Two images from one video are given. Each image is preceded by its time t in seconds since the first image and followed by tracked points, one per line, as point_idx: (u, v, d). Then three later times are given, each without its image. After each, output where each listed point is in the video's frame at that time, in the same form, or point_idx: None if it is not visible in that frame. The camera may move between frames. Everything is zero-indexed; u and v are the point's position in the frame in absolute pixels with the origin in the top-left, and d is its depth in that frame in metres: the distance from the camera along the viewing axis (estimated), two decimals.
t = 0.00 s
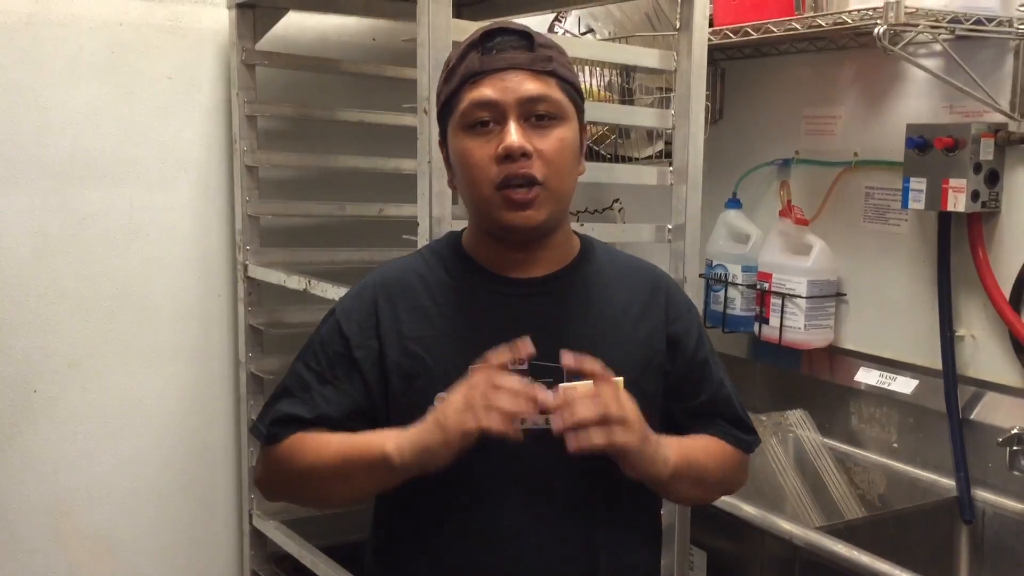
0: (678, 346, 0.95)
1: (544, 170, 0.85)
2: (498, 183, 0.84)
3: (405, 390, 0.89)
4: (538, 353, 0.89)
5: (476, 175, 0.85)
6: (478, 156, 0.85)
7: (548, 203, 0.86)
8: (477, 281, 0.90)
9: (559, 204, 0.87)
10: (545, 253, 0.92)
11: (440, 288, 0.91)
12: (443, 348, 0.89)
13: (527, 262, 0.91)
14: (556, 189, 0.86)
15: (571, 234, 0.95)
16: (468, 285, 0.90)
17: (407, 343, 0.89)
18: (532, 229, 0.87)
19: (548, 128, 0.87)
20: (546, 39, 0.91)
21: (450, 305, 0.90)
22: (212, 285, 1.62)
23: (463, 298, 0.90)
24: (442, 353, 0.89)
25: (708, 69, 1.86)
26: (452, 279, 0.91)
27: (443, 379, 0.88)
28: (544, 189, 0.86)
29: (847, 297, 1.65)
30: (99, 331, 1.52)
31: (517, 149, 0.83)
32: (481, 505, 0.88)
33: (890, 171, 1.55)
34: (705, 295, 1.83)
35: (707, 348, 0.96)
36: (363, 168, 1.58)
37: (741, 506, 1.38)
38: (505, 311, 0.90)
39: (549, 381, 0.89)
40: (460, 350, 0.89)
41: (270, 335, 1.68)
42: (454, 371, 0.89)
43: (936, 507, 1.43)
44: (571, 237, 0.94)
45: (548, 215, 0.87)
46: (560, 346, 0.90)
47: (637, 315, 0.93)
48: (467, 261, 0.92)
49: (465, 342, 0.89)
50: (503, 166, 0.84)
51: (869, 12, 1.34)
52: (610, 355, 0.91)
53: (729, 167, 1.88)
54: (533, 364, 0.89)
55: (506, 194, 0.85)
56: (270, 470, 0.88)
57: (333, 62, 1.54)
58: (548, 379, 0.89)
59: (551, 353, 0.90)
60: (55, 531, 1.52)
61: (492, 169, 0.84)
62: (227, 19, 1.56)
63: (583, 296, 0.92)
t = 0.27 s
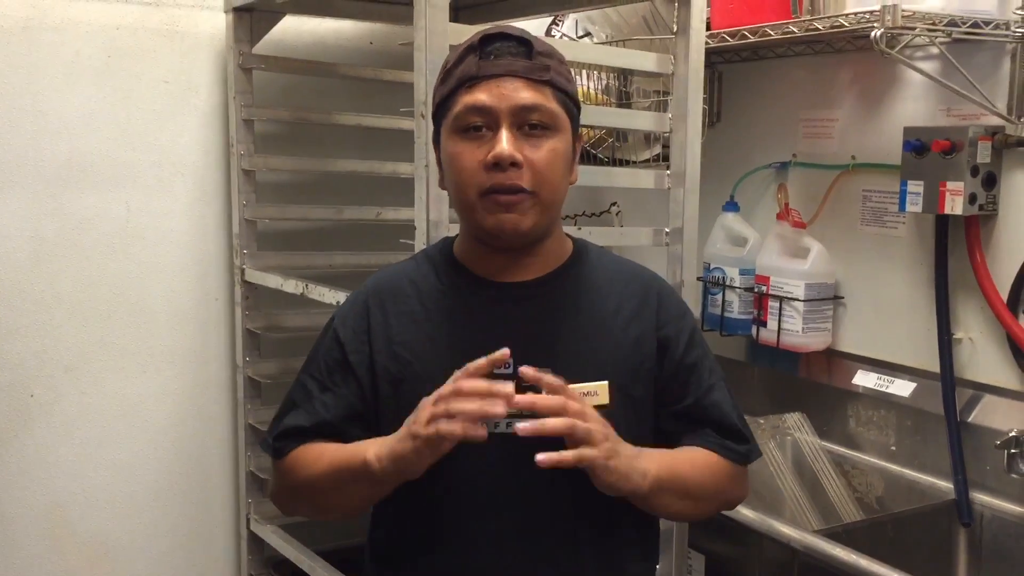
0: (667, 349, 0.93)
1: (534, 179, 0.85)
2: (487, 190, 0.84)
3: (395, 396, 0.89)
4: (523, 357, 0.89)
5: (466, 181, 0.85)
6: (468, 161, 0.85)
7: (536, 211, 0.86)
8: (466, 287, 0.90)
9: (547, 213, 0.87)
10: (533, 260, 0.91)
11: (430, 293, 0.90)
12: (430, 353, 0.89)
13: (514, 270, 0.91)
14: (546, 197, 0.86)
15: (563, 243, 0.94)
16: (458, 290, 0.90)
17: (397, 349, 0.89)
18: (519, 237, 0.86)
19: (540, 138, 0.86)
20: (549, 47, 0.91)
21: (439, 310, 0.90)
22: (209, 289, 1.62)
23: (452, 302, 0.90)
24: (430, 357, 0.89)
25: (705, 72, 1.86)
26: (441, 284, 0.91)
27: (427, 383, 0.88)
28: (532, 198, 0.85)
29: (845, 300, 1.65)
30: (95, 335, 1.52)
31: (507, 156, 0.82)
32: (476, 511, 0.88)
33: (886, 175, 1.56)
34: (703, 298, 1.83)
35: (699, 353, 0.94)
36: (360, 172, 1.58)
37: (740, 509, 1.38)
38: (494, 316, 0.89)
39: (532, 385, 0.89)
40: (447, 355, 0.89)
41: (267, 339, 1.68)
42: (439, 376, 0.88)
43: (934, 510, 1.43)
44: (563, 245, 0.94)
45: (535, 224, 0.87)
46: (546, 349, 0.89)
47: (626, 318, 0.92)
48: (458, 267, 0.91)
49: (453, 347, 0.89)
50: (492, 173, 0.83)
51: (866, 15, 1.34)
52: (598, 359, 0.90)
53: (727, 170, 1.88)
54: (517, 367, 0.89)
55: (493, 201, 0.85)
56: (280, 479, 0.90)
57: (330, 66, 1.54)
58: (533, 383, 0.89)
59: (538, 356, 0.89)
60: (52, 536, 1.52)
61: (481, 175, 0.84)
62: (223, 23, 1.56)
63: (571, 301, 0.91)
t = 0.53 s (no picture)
0: (664, 350, 0.93)
1: (528, 179, 0.85)
2: (480, 191, 0.84)
3: (392, 394, 0.89)
4: (519, 357, 0.89)
5: (460, 182, 0.85)
6: (462, 162, 0.85)
7: (531, 211, 0.86)
8: (464, 287, 0.90)
9: (542, 212, 0.87)
10: (530, 259, 0.91)
11: (428, 293, 0.90)
12: (427, 352, 0.89)
13: (512, 269, 0.91)
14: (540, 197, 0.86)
15: (559, 239, 0.94)
16: (455, 289, 0.90)
17: (394, 348, 0.89)
18: (515, 237, 0.86)
19: (534, 137, 0.86)
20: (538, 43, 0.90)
21: (436, 309, 0.90)
22: (208, 288, 1.62)
23: (449, 302, 0.90)
24: (427, 357, 0.88)
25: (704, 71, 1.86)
26: (439, 284, 0.91)
27: (423, 382, 0.88)
28: (527, 198, 0.85)
29: (844, 299, 1.65)
30: (94, 334, 1.51)
31: (500, 158, 0.83)
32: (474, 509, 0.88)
33: (885, 172, 1.56)
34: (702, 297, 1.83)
35: (697, 354, 0.94)
36: (359, 171, 1.58)
37: (739, 507, 1.38)
38: (491, 316, 0.89)
39: (528, 384, 0.89)
40: (444, 354, 0.89)
41: (266, 338, 1.68)
42: (437, 375, 0.88)
43: (932, 508, 1.43)
44: (559, 242, 0.94)
45: (531, 223, 0.87)
46: (542, 349, 0.89)
47: (624, 318, 0.92)
48: (455, 266, 0.91)
49: (450, 345, 0.89)
50: (485, 175, 0.84)
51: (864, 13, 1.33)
52: (595, 359, 0.90)
53: (726, 168, 1.88)
54: (513, 367, 0.89)
55: (487, 203, 0.85)
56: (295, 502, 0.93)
57: (328, 64, 1.54)
58: (529, 383, 0.89)
59: (535, 357, 0.89)
60: (50, 535, 1.51)
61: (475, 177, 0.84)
62: (222, 21, 1.56)
63: (568, 301, 0.91)
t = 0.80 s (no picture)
0: (664, 347, 0.93)
1: (526, 175, 0.85)
2: (478, 188, 0.84)
3: (391, 393, 0.88)
4: (519, 355, 0.89)
5: (458, 178, 0.85)
6: (460, 159, 0.85)
7: (530, 207, 0.86)
8: (462, 285, 0.90)
9: (541, 208, 0.87)
10: (530, 255, 0.91)
11: (426, 291, 0.90)
12: (426, 351, 0.89)
13: (511, 265, 0.91)
14: (538, 193, 0.86)
15: (559, 235, 0.94)
16: (455, 287, 0.90)
17: (393, 348, 0.89)
18: (513, 233, 0.86)
19: (532, 132, 0.86)
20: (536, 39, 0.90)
21: (435, 308, 0.90)
22: (208, 286, 1.62)
23: (449, 300, 0.90)
24: (426, 356, 0.88)
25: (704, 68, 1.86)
26: (438, 282, 0.91)
27: (423, 381, 0.88)
28: (525, 194, 0.85)
29: (844, 296, 1.65)
30: (94, 332, 1.52)
31: (497, 154, 0.82)
32: (475, 507, 0.88)
33: (885, 169, 1.55)
34: (702, 294, 1.83)
35: (697, 351, 0.94)
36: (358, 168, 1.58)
37: (738, 504, 1.38)
38: (490, 314, 0.89)
39: (529, 383, 0.89)
40: (442, 353, 0.88)
41: (266, 336, 1.68)
42: (436, 374, 0.88)
43: (932, 504, 1.43)
44: (559, 237, 0.94)
45: (529, 220, 0.87)
46: (541, 348, 0.89)
47: (624, 315, 0.92)
48: (454, 263, 0.91)
49: (450, 343, 0.89)
50: (483, 170, 0.84)
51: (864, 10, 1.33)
52: (595, 357, 0.90)
53: (725, 165, 1.88)
54: (513, 365, 0.89)
55: (486, 199, 0.85)
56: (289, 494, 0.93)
57: (328, 61, 1.54)
58: (530, 381, 0.89)
59: (535, 355, 0.89)
60: (51, 533, 1.52)
61: (473, 173, 0.84)
62: (221, 19, 1.56)
63: (567, 299, 0.91)
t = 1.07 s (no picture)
0: (663, 343, 0.93)
1: (536, 183, 0.85)
2: (489, 194, 0.84)
3: (391, 391, 0.88)
4: (519, 352, 0.89)
5: (467, 182, 0.85)
6: (471, 163, 0.84)
7: (538, 214, 0.86)
8: (462, 283, 0.90)
9: (546, 214, 0.87)
10: (531, 258, 0.91)
11: (426, 289, 0.90)
12: (425, 348, 0.89)
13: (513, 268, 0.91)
14: (546, 200, 0.86)
15: (558, 236, 0.94)
16: (455, 285, 0.90)
17: (393, 344, 0.89)
18: (519, 238, 0.87)
19: (542, 140, 0.86)
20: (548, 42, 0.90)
21: (435, 305, 0.90)
22: (209, 284, 1.62)
23: (448, 297, 0.90)
24: (426, 353, 0.88)
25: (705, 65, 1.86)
26: (437, 279, 0.91)
27: (423, 378, 0.88)
28: (534, 201, 0.86)
29: (846, 293, 1.65)
30: (95, 331, 1.52)
31: (511, 162, 0.82)
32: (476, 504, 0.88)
33: (887, 166, 1.55)
34: (703, 291, 1.83)
35: (696, 347, 0.94)
36: (360, 166, 1.58)
37: (740, 501, 1.38)
38: (490, 311, 0.89)
39: (529, 380, 0.89)
40: (441, 350, 0.88)
41: (268, 334, 1.68)
42: (436, 370, 0.88)
43: (934, 501, 1.43)
44: (558, 239, 0.94)
45: (536, 225, 0.87)
46: (541, 345, 0.89)
47: (623, 312, 0.92)
48: (454, 261, 0.91)
49: (450, 339, 0.89)
50: (495, 177, 0.83)
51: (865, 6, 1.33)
52: (595, 353, 0.90)
53: (727, 162, 1.88)
54: (513, 363, 0.89)
55: (495, 205, 0.85)
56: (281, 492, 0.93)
57: (329, 59, 1.54)
58: (530, 378, 0.89)
59: (534, 352, 0.89)
60: (53, 532, 1.52)
61: (484, 178, 0.84)
62: (222, 17, 1.56)
63: (567, 295, 0.91)
